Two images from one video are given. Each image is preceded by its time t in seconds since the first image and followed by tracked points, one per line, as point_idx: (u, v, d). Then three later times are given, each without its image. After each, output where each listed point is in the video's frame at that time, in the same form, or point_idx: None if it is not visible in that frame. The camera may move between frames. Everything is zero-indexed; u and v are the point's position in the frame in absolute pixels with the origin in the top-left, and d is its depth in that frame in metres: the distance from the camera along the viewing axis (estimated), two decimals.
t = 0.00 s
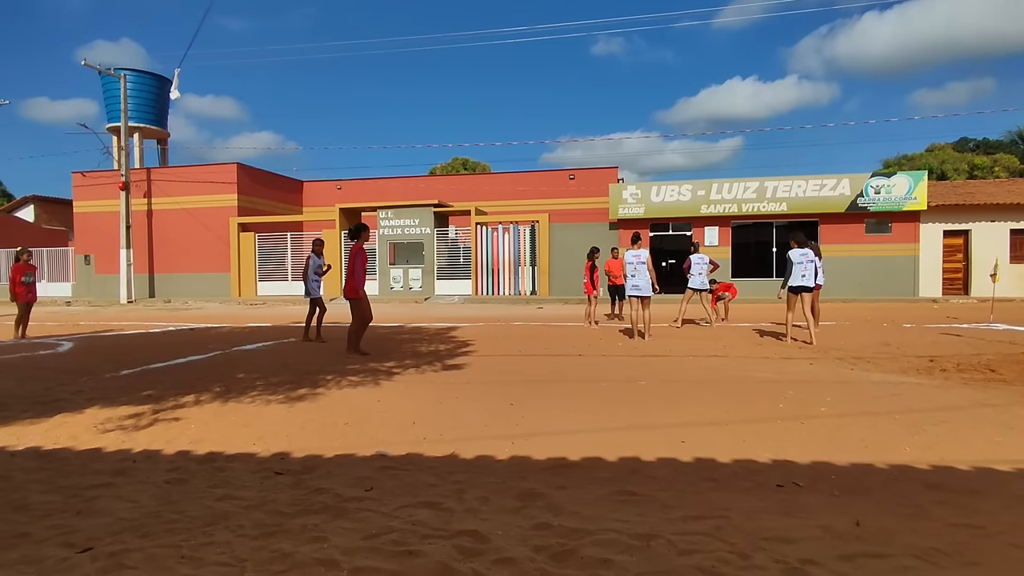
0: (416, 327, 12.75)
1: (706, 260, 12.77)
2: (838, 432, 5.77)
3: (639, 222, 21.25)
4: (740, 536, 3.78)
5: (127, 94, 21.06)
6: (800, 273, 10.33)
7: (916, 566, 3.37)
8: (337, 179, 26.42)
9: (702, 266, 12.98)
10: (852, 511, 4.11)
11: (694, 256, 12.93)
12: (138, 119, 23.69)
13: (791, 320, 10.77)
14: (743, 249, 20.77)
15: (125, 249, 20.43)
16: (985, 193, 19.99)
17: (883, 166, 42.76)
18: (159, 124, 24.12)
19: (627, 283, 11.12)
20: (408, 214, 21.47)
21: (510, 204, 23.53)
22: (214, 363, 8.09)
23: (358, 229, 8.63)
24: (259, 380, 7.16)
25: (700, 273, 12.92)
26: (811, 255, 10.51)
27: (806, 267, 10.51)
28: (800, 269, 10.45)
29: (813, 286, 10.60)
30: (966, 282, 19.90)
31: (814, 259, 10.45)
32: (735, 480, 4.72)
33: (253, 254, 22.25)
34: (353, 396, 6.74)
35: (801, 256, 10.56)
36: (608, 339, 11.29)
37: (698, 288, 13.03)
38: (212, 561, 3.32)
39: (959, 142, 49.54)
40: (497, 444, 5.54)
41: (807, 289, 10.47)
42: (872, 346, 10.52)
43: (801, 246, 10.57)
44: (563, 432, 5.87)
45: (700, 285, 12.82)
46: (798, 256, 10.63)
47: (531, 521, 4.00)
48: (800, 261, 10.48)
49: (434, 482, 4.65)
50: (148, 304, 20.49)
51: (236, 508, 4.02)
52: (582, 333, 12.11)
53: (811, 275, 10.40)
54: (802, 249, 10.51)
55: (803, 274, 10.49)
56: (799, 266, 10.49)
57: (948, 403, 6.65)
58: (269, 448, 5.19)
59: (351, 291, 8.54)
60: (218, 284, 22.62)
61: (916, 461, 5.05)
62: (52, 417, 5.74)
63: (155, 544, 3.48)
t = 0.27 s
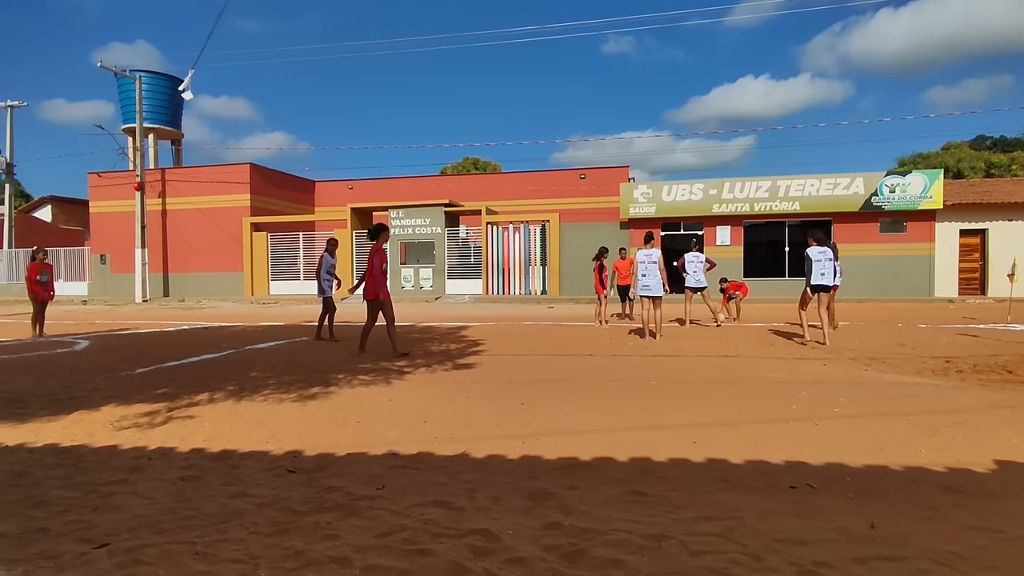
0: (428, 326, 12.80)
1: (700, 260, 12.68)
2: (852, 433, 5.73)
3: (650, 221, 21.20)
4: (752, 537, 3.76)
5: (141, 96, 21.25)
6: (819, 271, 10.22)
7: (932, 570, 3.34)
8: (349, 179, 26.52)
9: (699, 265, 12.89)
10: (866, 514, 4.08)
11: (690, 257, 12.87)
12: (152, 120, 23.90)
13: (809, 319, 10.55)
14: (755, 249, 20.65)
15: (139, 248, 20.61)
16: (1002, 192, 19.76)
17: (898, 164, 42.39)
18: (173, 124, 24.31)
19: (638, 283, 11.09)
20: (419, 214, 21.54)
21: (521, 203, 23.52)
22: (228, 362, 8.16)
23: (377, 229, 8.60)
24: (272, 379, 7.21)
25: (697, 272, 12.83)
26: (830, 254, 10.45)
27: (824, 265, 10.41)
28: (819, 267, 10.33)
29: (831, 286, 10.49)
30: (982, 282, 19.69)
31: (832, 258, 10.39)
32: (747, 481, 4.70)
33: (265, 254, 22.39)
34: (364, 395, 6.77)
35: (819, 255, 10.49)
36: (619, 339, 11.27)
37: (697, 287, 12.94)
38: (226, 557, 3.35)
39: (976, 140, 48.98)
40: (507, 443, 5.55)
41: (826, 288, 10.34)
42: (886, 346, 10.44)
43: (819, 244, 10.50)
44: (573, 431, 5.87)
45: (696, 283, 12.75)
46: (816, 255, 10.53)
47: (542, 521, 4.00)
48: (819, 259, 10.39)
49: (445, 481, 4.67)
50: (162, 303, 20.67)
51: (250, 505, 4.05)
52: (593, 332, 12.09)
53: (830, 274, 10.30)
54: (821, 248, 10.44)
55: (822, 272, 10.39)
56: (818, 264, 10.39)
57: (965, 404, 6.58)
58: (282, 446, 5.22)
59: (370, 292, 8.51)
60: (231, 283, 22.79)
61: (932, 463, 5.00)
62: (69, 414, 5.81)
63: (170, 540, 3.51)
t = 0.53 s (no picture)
0: (432, 326, 12.81)
1: (696, 258, 12.62)
2: (857, 434, 5.71)
3: (654, 220, 21.18)
4: (756, 538, 3.76)
5: (147, 95, 21.31)
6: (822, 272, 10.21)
7: (938, 571, 3.33)
8: (353, 178, 26.56)
9: (694, 263, 12.91)
10: (871, 515, 4.07)
11: (683, 255, 13.01)
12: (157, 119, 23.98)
13: (816, 319, 10.49)
14: (760, 249, 20.60)
15: (145, 248, 20.68)
16: (1009, 191, 19.66)
17: (904, 164, 42.23)
18: (178, 124, 24.38)
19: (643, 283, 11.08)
20: (423, 213, 21.56)
21: (525, 203, 23.49)
22: (233, 361, 8.19)
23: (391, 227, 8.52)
24: (276, 378, 7.23)
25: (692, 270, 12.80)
26: (834, 252, 10.38)
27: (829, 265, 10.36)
28: (821, 267, 10.32)
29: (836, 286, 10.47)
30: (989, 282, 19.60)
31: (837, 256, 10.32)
32: (751, 481, 4.69)
33: (270, 254, 22.44)
34: (368, 394, 6.78)
35: (823, 255, 10.44)
36: (624, 339, 11.26)
37: (692, 286, 12.92)
38: (231, 556, 3.37)
39: (982, 140, 48.74)
40: (511, 443, 5.56)
41: (831, 288, 10.32)
42: (892, 347, 10.40)
43: (823, 244, 10.43)
44: (577, 431, 5.87)
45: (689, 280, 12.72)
46: (820, 254, 10.50)
47: (546, 521, 4.01)
48: (822, 259, 10.33)
49: (449, 481, 4.68)
50: (168, 303, 20.75)
51: (254, 504, 4.07)
52: (597, 332, 12.08)
53: (834, 274, 10.27)
54: (826, 247, 10.36)
55: (827, 272, 10.36)
56: (821, 264, 10.37)
57: (972, 405, 6.55)
58: (286, 445, 5.24)
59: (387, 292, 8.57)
60: (236, 283, 22.87)
61: (938, 464, 4.98)
62: (75, 413, 5.84)
63: (175, 539, 3.53)
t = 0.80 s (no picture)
0: (430, 326, 12.80)
1: (688, 258, 12.57)
2: (855, 433, 5.72)
3: (652, 220, 21.21)
4: (754, 537, 3.76)
5: (144, 95, 21.25)
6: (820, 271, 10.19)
7: (934, 570, 3.34)
8: (351, 179, 26.53)
9: (684, 263, 12.77)
10: (869, 514, 4.08)
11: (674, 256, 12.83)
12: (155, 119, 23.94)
13: (815, 318, 10.41)
14: (757, 248, 20.62)
15: (142, 248, 20.63)
16: (1006, 191, 19.71)
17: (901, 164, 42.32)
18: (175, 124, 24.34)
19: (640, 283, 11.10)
20: (421, 213, 21.54)
21: (522, 202, 23.44)
22: (230, 361, 8.17)
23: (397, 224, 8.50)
24: (273, 378, 7.22)
25: (683, 270, 12.72)
26: (831, 250, 10.31)
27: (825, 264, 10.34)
28: (817, 267, 10.31)
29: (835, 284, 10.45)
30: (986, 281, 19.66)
31: (835, 255, 10.27)
32: (749, 481, 4.70)
33: (268, 254, 22.40)
34: (366, 394, 6.78)
35: (820, 252, 10.34)
36: (622, 338, 11.26)
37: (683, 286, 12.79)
38: (229, 556, 3.36)
39: (979, 139, 48.82)
40: (509, 442, 5.55)
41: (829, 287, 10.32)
42: (889, 346, 10.41)
43: (821, 242, 10.32)
44: (574, 431, 5.87)
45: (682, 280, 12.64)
46: (817, 252, 10.46)
47: (544, 520, 4.01)
48: (819, 258, 10.30)
49: (447, 481, 4.68)
50: (165, 303, 20.72)
51: (252, 504, 4.06)
52: (596, 332, 12.09)
53: (831, 274, 10.24)
54: (822, 245, 10.27)
55: (824, 270, 10.38)
56: (819, 263, 10.34)
57: (968, 404, 6.57)
58: (284, 445, 5.24)
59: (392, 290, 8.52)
60: (234, 283, 22.83)
61: (935, 463, 5.00)
62: (72, 413, 5.82)
63: (172, 539, 3.53)
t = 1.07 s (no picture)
0: (422, 326, 12.78)
1: (671, 258, 12.52)
2: (845, 431, 5.75)
3: (644, 220, 21.27)
4: (746, 535, 3.77)
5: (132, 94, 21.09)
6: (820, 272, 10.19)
7: (923, 566, 3.37)
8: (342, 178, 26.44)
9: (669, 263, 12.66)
10: (859, 511, 4.10)
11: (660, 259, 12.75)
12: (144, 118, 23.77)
13: (808, 318, 10.42)
14: (747, 248, 20.74)
15: (131, 248, 20.49)
16: (994, 190, 19.88)
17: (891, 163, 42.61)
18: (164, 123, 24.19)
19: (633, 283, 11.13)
20: (412, 213, 21.47)
21: (514, 202, 23.34)
22: (220, 362, 8.13)
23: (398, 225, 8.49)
24: (264, 379, 7.19)
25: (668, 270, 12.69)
26: (832, 252, 10.35)
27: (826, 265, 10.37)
28: (817, 267, 10.34)
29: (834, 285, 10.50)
30: (974, 281, 19.82)
31: (834, 255, 10.32)
32: (741, 479, 4.71)
33: (259, 254, 22.29)
34: (358, 395, 6.75)
35: (821, 253, 10.39)
36: (614, 338, 11.28)
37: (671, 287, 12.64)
38: (219, 558, 3.34)
39: (967, 139, 49.24)
40: (501, 442, 5.55)
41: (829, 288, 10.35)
42: (878, 344, 10.48)
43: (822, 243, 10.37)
44: (567, 430, 5.87)
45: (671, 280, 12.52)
46: (817, 253, 10.48)
47: (536, 520, 4.01)
48: (820, 259, 10.32)
49: (439, 481, 4.67)
50: (155, 303, 20.59)
51: (242, 505, 4.04)
52: (588, 331, 12.10)
53: (831, 275, 10.27)
54: (822, 247, 10.29)
55: (824, 271, 10.41)
56: (819, 264, 10.37)
57: (957, 401, 6.62)
58: (275, 446, 5.21)
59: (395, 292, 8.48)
60: (225, 283, 22.73)
61: (925, 460, 5.03)
62: (60, 415, 5.78)
63: (161, 541, 3.50)
